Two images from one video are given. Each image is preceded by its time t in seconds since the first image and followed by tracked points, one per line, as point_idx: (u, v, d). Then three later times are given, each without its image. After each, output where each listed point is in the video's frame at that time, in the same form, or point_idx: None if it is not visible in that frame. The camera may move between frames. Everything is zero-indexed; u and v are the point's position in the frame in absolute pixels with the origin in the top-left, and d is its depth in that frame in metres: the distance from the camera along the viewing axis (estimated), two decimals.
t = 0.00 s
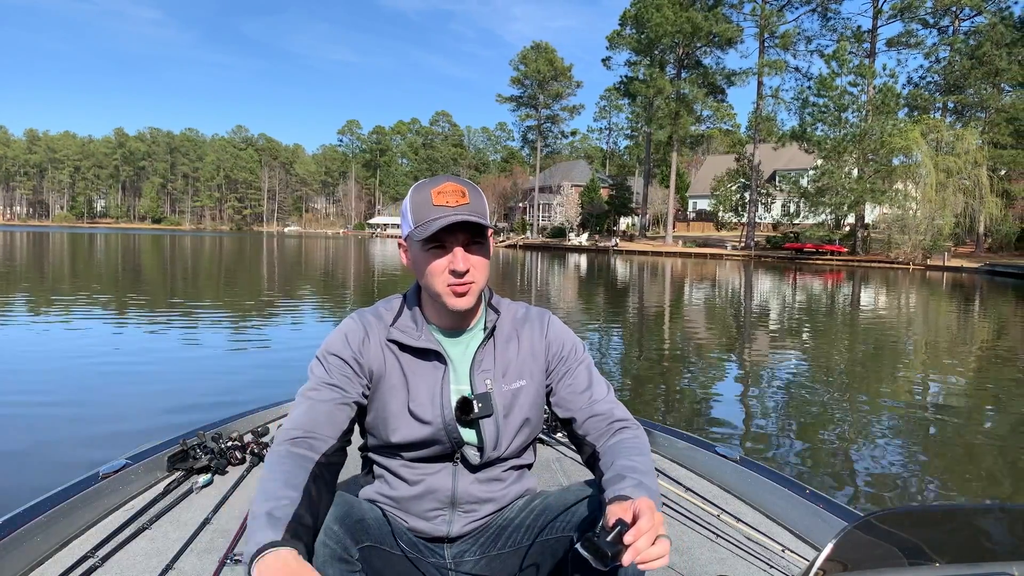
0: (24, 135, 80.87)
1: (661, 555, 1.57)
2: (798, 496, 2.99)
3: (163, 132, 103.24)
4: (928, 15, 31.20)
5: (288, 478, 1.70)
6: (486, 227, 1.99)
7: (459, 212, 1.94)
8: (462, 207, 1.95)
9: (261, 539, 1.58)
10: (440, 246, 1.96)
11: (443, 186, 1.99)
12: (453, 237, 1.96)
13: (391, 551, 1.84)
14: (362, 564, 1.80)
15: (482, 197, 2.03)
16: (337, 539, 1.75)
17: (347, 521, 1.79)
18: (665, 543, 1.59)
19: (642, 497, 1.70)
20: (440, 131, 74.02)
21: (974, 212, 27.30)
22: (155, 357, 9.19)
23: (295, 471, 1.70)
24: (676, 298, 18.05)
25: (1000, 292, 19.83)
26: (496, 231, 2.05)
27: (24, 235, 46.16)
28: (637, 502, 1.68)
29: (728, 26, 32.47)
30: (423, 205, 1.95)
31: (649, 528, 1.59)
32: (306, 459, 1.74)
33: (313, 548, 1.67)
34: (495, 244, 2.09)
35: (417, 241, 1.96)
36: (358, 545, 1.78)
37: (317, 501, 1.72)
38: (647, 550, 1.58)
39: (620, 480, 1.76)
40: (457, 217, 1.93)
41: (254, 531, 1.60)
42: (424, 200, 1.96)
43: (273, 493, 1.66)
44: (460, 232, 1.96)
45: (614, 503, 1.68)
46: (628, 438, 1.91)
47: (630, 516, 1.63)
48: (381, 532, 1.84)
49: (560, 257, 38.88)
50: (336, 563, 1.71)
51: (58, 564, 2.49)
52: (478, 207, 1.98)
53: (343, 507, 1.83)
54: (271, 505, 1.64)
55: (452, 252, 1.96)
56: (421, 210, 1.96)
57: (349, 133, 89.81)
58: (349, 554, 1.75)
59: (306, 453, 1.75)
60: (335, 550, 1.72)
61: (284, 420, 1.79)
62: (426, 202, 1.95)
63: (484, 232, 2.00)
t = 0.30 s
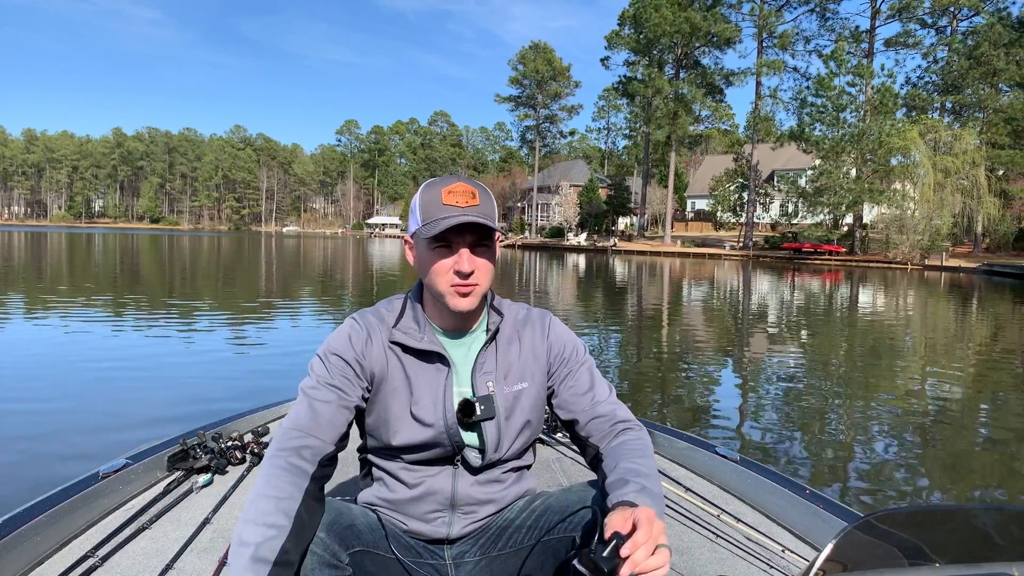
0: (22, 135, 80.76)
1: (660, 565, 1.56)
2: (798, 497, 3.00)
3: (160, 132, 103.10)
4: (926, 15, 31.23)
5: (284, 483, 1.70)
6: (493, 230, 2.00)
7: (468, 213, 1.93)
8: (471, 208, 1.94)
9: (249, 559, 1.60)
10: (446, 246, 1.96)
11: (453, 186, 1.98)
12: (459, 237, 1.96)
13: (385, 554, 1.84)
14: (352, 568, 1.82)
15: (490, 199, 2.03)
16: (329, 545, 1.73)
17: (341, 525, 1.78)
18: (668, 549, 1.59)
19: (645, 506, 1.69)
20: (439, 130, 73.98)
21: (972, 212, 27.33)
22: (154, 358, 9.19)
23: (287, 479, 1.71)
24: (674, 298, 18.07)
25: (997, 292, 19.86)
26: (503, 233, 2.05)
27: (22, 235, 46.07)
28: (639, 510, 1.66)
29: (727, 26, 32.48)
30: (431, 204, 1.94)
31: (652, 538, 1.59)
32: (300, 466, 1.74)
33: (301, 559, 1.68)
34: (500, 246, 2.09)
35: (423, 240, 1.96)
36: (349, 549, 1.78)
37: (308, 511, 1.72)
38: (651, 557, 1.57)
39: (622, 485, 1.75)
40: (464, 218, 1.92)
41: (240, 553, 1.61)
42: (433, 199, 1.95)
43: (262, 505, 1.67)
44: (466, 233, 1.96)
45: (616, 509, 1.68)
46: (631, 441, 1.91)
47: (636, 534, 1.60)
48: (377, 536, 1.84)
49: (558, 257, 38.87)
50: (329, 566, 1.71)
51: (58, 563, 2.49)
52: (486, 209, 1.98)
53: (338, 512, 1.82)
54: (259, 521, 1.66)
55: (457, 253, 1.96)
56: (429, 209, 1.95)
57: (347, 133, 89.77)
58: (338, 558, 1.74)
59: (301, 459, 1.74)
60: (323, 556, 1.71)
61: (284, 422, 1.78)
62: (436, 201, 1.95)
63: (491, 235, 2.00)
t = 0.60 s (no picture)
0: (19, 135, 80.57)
1: (661, 565, 1.55)
2: (799, 497, 3.00)
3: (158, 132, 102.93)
4: (924, 15, 31.24)
5: (282, 482, 1.70)
6: (492, 231, 1.99)
7: (467, 213, 1.93)
8: (470, 209, 1.94)
9: (243, 557, 1.59)
10: (445, 246, 1.96)
11: (453, 186, 1.98)
12: (458, 238, 1.96)
13: (383, 554, 1.84)
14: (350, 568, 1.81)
15: (490, 200, 2.02)
16: (325, 545, 1.73)
17: (337, 525, 1.78)
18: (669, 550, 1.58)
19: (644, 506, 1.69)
20: (437, 130, 73.96)
21: (969, 212, 27.38)
22: (153, 358, 9.19)
23: (285, 478, 1.71)
24: (673, 298, 18.06)
25: (995, 292, 19.85)
26: (502, 235, 2.05)
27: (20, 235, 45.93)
28: (638, 511, 1.66)
29: (725, 26, 32.45)
30: (431, 204, 1.94)
31: (653, 538, 1.58)
32: (297, 466, 1.73)
33: (296, 558, 1.68)
34: (499, 248, 2.08)
35: (422, 240, 1.96)
36: (346, 549, 1.78)
37: (306, 510, 1.72)
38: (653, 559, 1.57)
39: (622, 486, 1.75)
40: (463, 219, 1.92)
41: (235, 551, 1.60)
42: (432, 199, 1.95)
43: (260, 504, 1.66)
44: (464, 233, 1.95)
45: (617, 508, 1.67)
46: (630, 440, 1.91)
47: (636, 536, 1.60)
48: (374, 536, 1.83)
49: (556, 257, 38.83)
50: (325, 566, 1.70)
51: (58, 563, 2.48)
52: (486, 210, 1.97)
53: (334, 512, 1.82)
54: (255, 520, 1.64)
55: (456, 254, 1.96)
56: (428, 209, 1.95)
57: (345, 133, 89.70)
58: (335, 558, 1.74)
59: (300, 458, 1.74)
60: (320, 556, 1.72)
61: (282, 423, 1.78)
62: (435, 201, 1.94)
63: (489, 236, 2.00)
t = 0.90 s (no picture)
0: (17, 135, 80.47)
1: (660, 565, 1.55)
2: (800, 498, 2.99)
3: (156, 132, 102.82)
4: (922, 16, 31.27)
5: (281, 482, 1.69)
6: (490, 232, 2.00)
7: (466, 214, 1.93)
8: (469, 209, 1.94)
9: (240, 557, 1.58)
10: (444, 247, 1.96)
11: (451, 187, 1.97)
12: (456, 240, 1.95)
13: (381, 556, 1.84)
14: (348, 569, 1.81)
15: (489, 201, 2.02)
16: (321, 545, 1.73)
17: (333, 527, 1.79)
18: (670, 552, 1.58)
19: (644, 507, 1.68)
20: (435, 130, 73.92)
21: (967, 212, 27.44)
22: (152, 357, 9.23)
23: (283, 478, 1.70)
24: (671, 298, 18.06)
25: (994, 292, 19.86)
26: (501, 235, 2.05)
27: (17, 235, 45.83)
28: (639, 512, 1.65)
29: (724, 26, 32.46)
30: (430, 204, 1.93)
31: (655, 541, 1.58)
32: (296, 466, 1.72)
33: (294, 557, 1.67)
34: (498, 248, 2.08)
35: (421, 240, 1.96)
36: (343, 550, 1.78)
37: (304, 509, 1.72)
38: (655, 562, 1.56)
39: (622, 487, 1.75)
40: (462, 219, 1.92)
41: (232, 550, 1.59)
42: (431, 200, 1.94)
43: (258, 504, 1.66)
44: (463, 234, 1.95)
45: (617, 508, 1.67)
46: (630, 439, 1.90)
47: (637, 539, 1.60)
48: (371, 537, 1.83)
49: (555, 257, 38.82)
50: (320, 567, 1.70)
51: (57, 564, 2.47)
52: (485, 210, 1.98)
53: (331, 513, 1.82)
54: (253, 520, 1.64)
55: (455, 254, 1.95)
56: (427, 209, 1.94)
57: (344, 133, 89.69)
58: (333, 558, 1.74)
59: (299, 459, 1.73)
60: (318, 555, 1.72)
61: (280, 422, 1.77)
62: (433, 201, 1.94)
63: (488, 237, 1.99)
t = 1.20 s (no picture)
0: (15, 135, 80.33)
1: (662, 568, 1.54)
2: (798, 497, 3.01)
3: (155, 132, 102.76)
4: (920, 16, 31.32)
5: (284, 480, 1.69)
6: (487, 230, 1.99)
7: (459, 213, 1.93)
8: (463, 208, 1.95)
9: (244, 552, 1.58)
10: (437, 246, 1.96)
11: (445, 186, 1.98)
12: (449, 238, 1.96)
13: (380, 556, 1.84)
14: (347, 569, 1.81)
15: (484, 199, 2.02)
16: (320, 547, 1.73)
17: (332, 527, 1.79)
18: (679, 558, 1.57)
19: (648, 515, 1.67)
20: (434, 130, 73.90)
21: (965, 212, 27.48)
22: (150, 357, 9.24)
23: (285, 476, 1.70)
24: (669, 298, 18.06)
25: (991, 292, 19.86)
26: (498, 234, 2.05)
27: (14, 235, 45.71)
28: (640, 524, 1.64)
29: (722, 26, 32.50)
30: (425, 204, 1.94)
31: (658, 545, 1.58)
32: (297, 466, 1.72)
33: (296, 558, 1.67)
34: (494, 249, 2.08)
35: (417, 239, 1.96)
36: (342, 550, 1.78)
37: (308, 507, 1.72)
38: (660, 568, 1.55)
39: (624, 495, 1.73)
40: (457, 217, 1.93)
41: (236, 546, 1.59)
42: (425, 200, 1.95)
43: (257, 505, 1.65)
44: (458, 233, 1.95)
45: (619, 510, 1.67)
46: (631, 440, 1.90)
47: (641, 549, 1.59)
48: (370, 538, 1.83)
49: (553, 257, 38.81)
50: (320, 568, 1.70)
51: (57, 563, 2.47)
52: (479, 209, 1.98)
53: (329, 514, 1.82)
54: (253, 519, 1.64)
55: (449, 253, 1.96)
56: (421, 210, 1.95)
57: (342, 133, 89.72)
58: (332, 558, 1.75)
59: (301, 459, 1.74)
60: (318, 557, 1.72)
61: (281, 422, 1.78)
62: (429, 201, 1.94)
63: (484, 235, 2.00)
